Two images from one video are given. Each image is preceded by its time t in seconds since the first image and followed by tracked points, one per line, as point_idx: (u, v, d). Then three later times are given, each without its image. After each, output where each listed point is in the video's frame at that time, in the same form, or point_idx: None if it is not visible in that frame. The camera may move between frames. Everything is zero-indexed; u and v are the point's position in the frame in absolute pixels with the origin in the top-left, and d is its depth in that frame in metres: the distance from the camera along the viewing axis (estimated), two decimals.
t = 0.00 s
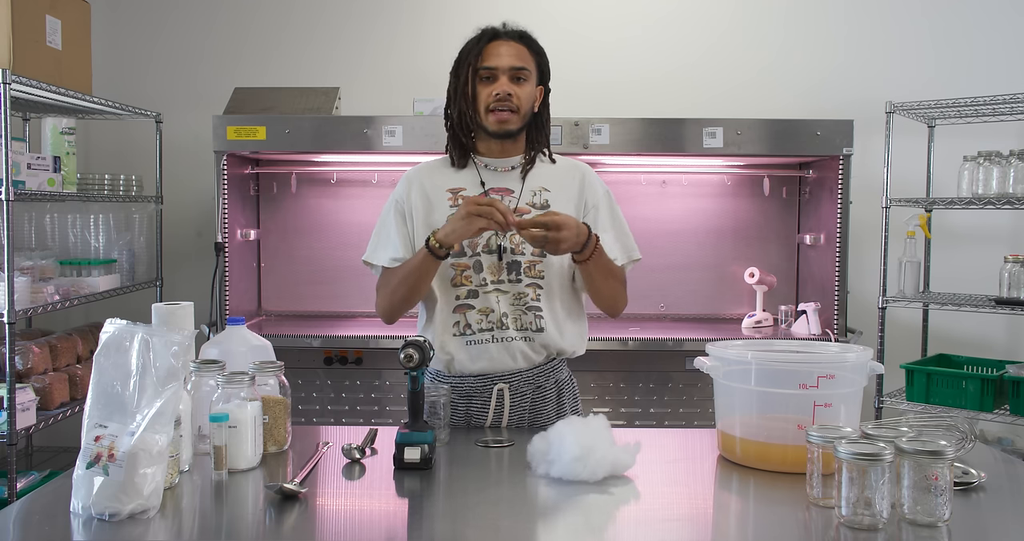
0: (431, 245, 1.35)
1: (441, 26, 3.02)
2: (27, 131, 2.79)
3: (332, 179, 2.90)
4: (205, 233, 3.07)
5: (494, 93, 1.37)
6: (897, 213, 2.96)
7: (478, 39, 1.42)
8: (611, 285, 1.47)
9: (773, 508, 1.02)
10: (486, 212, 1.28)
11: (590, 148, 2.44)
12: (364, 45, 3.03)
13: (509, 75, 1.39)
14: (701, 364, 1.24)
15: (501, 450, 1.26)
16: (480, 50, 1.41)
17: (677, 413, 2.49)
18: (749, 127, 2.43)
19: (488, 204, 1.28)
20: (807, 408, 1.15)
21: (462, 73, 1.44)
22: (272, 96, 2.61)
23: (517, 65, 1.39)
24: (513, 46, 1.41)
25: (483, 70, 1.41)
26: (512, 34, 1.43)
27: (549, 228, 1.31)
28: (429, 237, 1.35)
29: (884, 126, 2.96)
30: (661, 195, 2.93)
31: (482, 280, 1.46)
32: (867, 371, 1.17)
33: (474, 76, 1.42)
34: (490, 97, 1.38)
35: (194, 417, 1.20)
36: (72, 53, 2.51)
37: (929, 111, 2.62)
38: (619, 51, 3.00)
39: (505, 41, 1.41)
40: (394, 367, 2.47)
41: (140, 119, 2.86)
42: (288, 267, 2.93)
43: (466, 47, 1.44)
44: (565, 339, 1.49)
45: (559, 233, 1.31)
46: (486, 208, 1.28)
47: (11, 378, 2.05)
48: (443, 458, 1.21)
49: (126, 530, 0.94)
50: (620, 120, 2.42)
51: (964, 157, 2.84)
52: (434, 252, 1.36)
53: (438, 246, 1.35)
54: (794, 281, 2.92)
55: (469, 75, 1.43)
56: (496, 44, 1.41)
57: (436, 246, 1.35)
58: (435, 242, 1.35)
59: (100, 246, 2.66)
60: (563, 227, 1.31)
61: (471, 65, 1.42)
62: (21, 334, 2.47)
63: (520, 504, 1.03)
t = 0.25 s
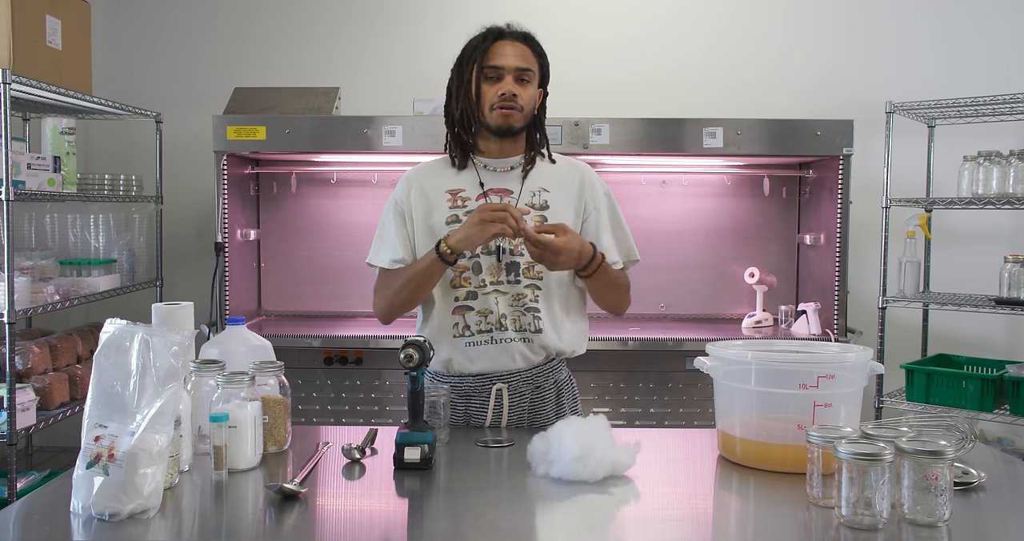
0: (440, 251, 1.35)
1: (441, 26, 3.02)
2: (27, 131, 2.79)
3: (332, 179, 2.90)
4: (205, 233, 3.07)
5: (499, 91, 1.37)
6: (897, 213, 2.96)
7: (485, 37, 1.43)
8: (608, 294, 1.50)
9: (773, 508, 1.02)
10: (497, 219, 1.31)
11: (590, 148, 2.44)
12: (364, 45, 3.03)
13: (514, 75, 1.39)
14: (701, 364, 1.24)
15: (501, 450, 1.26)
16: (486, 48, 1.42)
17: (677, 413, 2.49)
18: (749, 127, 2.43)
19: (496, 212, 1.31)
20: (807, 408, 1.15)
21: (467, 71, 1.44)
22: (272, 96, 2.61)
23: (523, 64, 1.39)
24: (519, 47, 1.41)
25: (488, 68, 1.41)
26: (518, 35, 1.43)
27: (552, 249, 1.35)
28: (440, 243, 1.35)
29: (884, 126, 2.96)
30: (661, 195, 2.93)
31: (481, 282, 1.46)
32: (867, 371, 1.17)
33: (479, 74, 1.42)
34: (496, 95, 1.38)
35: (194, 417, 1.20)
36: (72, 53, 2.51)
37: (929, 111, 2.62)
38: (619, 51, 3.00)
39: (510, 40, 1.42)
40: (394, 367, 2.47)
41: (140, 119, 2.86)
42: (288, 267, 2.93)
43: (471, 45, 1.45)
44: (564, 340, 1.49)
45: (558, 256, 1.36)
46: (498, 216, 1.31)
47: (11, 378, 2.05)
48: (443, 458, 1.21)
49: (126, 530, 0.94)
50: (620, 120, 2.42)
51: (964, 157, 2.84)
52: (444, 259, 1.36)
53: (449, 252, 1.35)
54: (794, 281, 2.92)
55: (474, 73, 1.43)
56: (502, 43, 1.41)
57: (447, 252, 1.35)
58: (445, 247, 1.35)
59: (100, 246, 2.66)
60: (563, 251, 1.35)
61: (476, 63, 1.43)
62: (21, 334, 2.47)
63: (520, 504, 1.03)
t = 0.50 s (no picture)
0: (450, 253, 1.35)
1: (441, 25, 3.02)
2: (27, 131, 2.79)
3: (332, 179, 2.90)
4: (205, 233, 3.07)
5: (509, 93, 1.39)
6: (897, 213, 2.97)
7: (494, 37, 1.43)
8: (609, 300, 1.49)
9: (773, 508, 1.02)
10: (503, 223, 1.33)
11: (590, 148, 2.44)
12: (364, 45, 3.03)
13: (524, 77, 1.40)
14: (701, 364, 1.24)
15: (501, 450, 1.26)
16: (496, 48, 1.41)
17: (677, 413, 2.49)
18: (749, 127, 2.43)
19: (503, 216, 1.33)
20: (807, 408, 1.15)
21: (473, 69, 1.44)
22: (272, 96, 2.61)
23: (531, 67, 1.41)
24: (528, 49, 1.42)
25: (497, 68, 1.41)
26: (526, 37, 1.44)
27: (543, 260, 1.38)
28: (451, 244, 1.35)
29: (884, 126, 2.96)
30: (661, 195, 2.93)
31: (482, 283, 1.46)
32: (867, 371, 1.17)
33: (486, 73, 1.41)
34: (505, 95, 1.39)
35: (194, 417, 1.20)
36: (72, 53, 2.51)
37: (929, 111, 2.62)
38: (619, 50, 3.00)
39: (519, 42, 1.42)
40: (394, 367, 2.47)
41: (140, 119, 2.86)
42: (288, 267, 2.93)
43: (479, 43, 1.44)
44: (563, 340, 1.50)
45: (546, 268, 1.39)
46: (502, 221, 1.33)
47: (11, 378, 2.05)
48: (443, 458, 1.21)
49: (126, 530, 0.94)
50: (620, 120, 2.42)
51: (964, 157, 2.84)
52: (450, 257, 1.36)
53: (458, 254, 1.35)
54: (794, 281, 2.92)
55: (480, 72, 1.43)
56: (510, 43, 1.42)
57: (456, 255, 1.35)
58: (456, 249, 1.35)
59: (100, 246, 2.66)
60: (549, 264, 1.38)
61: (484, 62, 1.42)
62: (21, 334, 2.47)
63: (520, 504, 1.03)
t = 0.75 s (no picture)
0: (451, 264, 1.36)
1: (441, 25, 3.02)
2: (27, 131, 2.79)
3: (332, 179, 2.90)
4: (205, 233, 3.07)
5: (512, 94, 1.38)
6: (897, 213, 2.97)
7: (499, 36, 1.42)
8: (607, 303, 1.49)
9: (773, 508, 1.02)
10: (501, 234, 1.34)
11: (589, 148, 2.44)
12: (364, 45, 3.03)
13: (527, 78, 1.40)
14: (701, 364, 1.24)
15: (501, 450, 1.26)
16: (500, 47, 1.40)
17: (677, 413, 2.49)
18: (749, 127, 2.43)
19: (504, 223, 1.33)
20: (807, 408, 1.15)
21: (477, 68, 1.43)
22: (272, 96, 2.61)
23: (535, 67, 1.41)
24: (531, 49, 1.42)
25: (501, 68, 1.40)
26: (529, 37, 1.44)
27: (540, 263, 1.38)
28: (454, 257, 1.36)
29: (884, 126, 2.96)
30: (661, 195, 2.93)
31: (484, 284, 1.46)
32: (867, 371, 1.17)
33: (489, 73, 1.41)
34: (508, 96, 1.39)
35: (194, 417, 1.20)
36: (72, 53, 2.51)
37: (929, 111, 2.62)
38: (619, 50, 3.00)
39: (523, 42, 1.42)
40: (394, 367, 2.47)
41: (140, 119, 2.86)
42: (288, 267, 2.93)
43: (483, 42, 1.44)
44: (563, 341, 1.50)
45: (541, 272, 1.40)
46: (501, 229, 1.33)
47: (11, 378, 2.05)
48: (443, 458, 1.21)
49: (126, 530, 0.94)
50: (620, 120, 2.42)
51: (964, 157, 2.84)
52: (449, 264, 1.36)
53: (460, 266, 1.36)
54: (794, 281, 2.92)
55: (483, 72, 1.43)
56: (514, 43, 1.41)
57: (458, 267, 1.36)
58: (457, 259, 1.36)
59: (100, 246, 2.66)
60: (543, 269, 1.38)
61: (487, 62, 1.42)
62: (21, 334, 2.47)
63: (520, 504, 1.03)
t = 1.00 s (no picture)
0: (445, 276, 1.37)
1: (441, 25, 3.02)
2: (27, 131, 2.79)
3: (332, 180, 2.90)
4: (205, 233, 3.07)
5: (511, 101, 1.38)
6: (897, 213, 2.97)
7: (498, 39, 1.40)
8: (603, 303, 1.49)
9: (773, 508, 1.02)
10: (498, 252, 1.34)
11: (589, 148, 2.44)
12: (364, 45, 3.03)
13: (526, 83, 1.39)
14: (701, 364, 1.24)
15: (500, 450, 1.26)
16: (499, 52, 1.39)
17: (677, 413, 2.49)
18: (749, 127, 2.43)
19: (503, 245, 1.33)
20: (807, 408, 1.15)
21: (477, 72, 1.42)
22: (272, 96, 2.61)
23: (535, 72, 1.39)
24: (531, 53, 1.40)
25: (500, 73, 1.39)
26: (529, 39, 1.42)
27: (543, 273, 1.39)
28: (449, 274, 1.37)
29: (884, 126, 2.96)
30: (661, 195, 2.93)
31: (484, 283, 1.45)
32: (867, 370, 1.17)
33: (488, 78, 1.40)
34: (506, 104, 1.39)
35: (194, 417, 1.20)
36: (72, 53, 2.51)
37: (929, 111, 2.62)
38: (619, 50, 3.00)
39: (522, 45, 1.40)
40: (394, 367, 2.47)
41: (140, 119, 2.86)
42: (288, 267, 2.93)
43: (483, 44, 1.42)
44: (562, 341, 1.50)
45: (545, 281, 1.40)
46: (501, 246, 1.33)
47: (11, 378, 2.05)
48: (443, 458, 1.21)
49: (126, 530, 0.94)
50: (620, 120, 2.42)
51: (964, 157, 2.84)
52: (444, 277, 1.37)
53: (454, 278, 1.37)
54: (794, 281, 2.92)
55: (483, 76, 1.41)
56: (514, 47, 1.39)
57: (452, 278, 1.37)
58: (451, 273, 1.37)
59: (100, 246, 2.66)
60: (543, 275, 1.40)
61: (486, 67, 1.41)
62: (21, 334, 2.47)
63: (520, 504, 1.03)
